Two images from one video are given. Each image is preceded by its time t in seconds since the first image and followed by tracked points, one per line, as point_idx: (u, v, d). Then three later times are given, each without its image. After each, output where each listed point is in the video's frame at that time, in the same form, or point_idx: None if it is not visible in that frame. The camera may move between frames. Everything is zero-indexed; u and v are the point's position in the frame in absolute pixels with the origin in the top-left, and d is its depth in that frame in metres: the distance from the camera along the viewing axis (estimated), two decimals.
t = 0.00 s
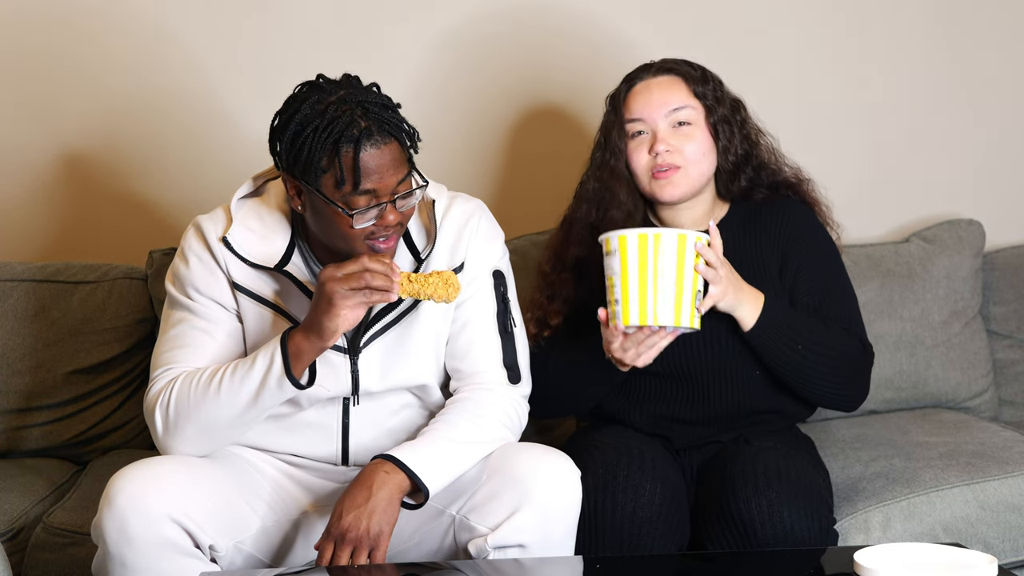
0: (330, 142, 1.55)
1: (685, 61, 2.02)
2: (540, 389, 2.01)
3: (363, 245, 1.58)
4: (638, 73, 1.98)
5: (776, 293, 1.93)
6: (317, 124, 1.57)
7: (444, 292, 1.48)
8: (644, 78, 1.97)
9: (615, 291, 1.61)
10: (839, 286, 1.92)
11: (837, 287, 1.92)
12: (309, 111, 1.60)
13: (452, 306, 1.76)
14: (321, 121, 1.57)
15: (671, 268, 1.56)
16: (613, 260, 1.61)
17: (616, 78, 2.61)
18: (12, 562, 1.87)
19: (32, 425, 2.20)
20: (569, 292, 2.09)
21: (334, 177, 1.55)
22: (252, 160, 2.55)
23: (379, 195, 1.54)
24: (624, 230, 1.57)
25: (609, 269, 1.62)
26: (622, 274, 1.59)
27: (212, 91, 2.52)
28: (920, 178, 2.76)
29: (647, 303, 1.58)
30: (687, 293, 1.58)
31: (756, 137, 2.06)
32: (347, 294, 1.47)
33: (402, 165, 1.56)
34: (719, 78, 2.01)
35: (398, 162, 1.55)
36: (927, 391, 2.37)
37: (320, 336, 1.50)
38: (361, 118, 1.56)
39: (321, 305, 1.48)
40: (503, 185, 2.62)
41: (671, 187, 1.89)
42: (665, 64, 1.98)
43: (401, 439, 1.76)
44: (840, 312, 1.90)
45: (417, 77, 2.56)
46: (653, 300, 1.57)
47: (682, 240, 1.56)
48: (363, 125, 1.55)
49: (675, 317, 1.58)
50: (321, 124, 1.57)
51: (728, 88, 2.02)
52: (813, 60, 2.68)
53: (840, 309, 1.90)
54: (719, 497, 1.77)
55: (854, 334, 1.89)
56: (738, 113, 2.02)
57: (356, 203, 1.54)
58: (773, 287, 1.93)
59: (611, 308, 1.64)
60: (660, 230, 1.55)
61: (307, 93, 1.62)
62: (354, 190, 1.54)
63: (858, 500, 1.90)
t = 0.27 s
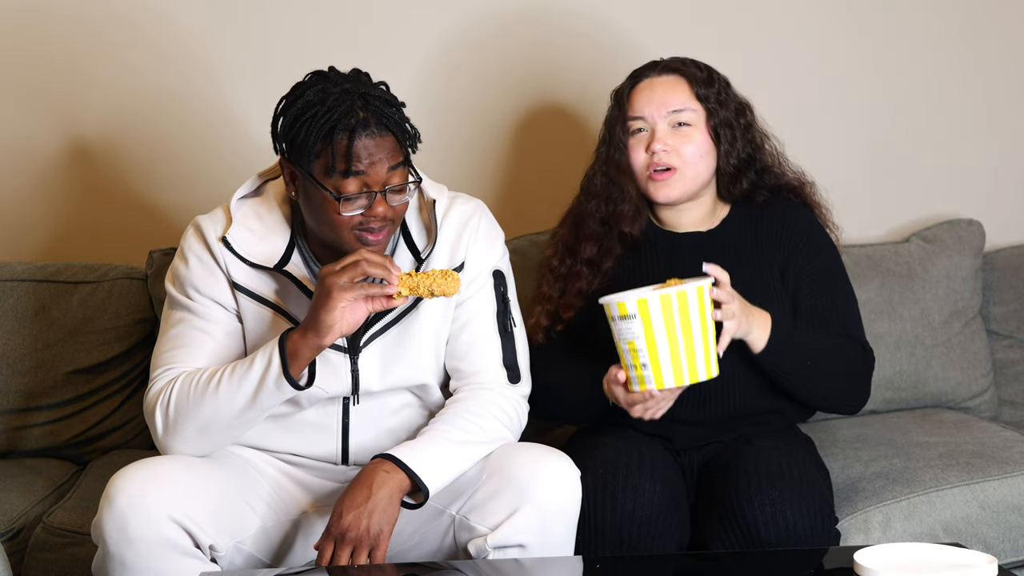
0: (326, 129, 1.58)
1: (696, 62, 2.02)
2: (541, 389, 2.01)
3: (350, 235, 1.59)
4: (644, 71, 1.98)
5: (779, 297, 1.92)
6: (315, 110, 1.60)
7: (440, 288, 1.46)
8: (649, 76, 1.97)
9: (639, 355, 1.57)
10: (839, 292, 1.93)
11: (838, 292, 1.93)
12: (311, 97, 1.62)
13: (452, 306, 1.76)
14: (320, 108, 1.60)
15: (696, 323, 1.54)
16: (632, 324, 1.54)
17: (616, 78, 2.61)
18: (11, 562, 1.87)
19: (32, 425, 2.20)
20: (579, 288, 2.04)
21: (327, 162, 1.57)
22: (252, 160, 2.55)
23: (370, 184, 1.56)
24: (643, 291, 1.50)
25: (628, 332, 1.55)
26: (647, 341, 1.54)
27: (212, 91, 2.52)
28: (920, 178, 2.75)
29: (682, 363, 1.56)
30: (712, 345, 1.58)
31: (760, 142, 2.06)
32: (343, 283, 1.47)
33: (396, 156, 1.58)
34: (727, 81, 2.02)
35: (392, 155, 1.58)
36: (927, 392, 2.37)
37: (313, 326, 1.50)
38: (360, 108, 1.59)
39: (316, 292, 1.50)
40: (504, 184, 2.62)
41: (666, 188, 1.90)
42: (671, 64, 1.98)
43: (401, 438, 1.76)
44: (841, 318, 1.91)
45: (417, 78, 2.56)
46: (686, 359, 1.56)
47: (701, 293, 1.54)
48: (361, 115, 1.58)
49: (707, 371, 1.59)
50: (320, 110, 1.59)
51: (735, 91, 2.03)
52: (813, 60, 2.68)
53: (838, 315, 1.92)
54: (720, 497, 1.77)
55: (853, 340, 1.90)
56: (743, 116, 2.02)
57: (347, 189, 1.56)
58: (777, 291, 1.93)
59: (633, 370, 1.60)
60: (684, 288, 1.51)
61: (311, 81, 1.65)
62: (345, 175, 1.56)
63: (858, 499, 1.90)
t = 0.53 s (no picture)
0: (326, 117, 1.59)
1: (699, 67, 1.99)
2: (541, 389, 2.01)
3: (345, 226, 1.60)
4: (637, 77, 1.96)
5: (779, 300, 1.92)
6: (318, 98, 1.61)
7: (437, 279, 1.44)
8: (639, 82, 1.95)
9: (641, 373, 1.57)
10: (841, 296, 1.92)
11: (839, 296, 1.92)
12: (315, 87, 1.64)
13: (453, 305, 1.77)
14: (323, 97, 1.62)
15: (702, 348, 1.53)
16: (637, 340, 1.54)
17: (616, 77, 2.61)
18: (11, 562, 1.87)
19: (31, 425, 2.20)
20: (583, 289, 2.02)
21: (326, 150, 1.59)
22: (252, 160, 2.55)
23: (369, 174, 1.57)
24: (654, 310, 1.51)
25: (632, 349, 1.56)
26: (651, 359, 1.54)
27: (212, 91, 2.52)
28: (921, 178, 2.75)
29: (681, 387, 1.55)
30: (717, 374, 1.57)
31: (760, 146, 2.06)
32: (340, 279, 1.48)
33: (396, 149, 1.59)
34: (727, 85, 2.00)
35: (393, 145, 1.59)
36: (927, 392, 2.37)
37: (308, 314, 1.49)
38: (362, 99, 1.60)
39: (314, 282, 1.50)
40: (504, 184, 2.61)
41: (652, 199, 1.92)
42: (662, 71, 1.95)
43: (402, 438, 1.76)
44: (842, 325, 1.91)
45: (417, 78, 2.56)
46: (687, 384, 1.55)
47: (712, 319, 1.53)
48: (362, 105, 1.59)
49: (707, 399, 1.57)
50: (322, 99, 1.61)
51: (734, 95, 2.01)
52: (814, 60, 2.68)
53: (839, 320, 1.91)
54: (720, 497, 1.77)
55: (853, 345, 1.90)
56: (743, 121, 2.02)
57: (345, 177, 1.57)
58: (777, 294, 1.93)
59: (633, 386, 1.60)
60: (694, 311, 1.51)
61: (317, 72, 1.67)
62: (343, 164, 1.57)
63: (858, 499, 1.90)
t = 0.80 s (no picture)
0: (327, 110, 1.60)
1: (693, 69, 1.98)
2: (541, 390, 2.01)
3: (346, 220, 1.60)
4: (628, 83, 1.96)
5: (774, 304, 1.92)
6: (319, 92, 1.62)
7: (433, 272, 1.44)
8: (629, 88, 1.95)
9: (637, 391, 1.55)
10: (837, 297, 1.92)
11: (836, 297, 1.92)
12: (317, 82, 1.65)
13: (453, 305, 1.77)
14: (324, 90, 1.63)
15: (696, 363, 1.52)
16: (632, 359, 1.52)
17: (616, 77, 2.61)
18: (11, 562, 1.87)
19: (32, 425, 2.20)
20: (577, 294, 2.02)
21: (327, 143, 1.60)
22: (252, 160, 2.55)
23: (369, 167, 1.58)
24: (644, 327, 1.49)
25: (626, 368, 1.54)
26: (645, 375, 1.52)
27: (212, 90, 2.52)
28: (921, 178, 2.75)
29: (679, 401, 1.53)
30: (713, 387, 1.55)
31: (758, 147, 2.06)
32: (335, 276, 1.48)
33: (396, 143, 1.61)
34: (721, 88, 2.00)
35: (392, 139, 1.60)
36: (927, 391, 2.37)
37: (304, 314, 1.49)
38: (363, 93, 1.61)
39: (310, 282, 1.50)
40: (503, 185, 2.61)
41: (640, 206, 1.92)
42: (650, 78, 1.94)
43: (402, 438, 1.76)
44: (841, 326, 1.90)
45: (417, 78, 2.56)
46: (684, 400, 1.53)
47: (704, 332, 1.51)
48: (363, 99, 1.60)
49: (705, 411, 1.55)
50: (323, 93, 1.62)
51: (729, 98, 2.01)
52: (813, 60, 2.68)
53: (837, 321, 1.90)
54: (720, 497, 1.77)
55: (853, 347, 1.89)
56: (738, 126, 2.02)
57: (345, 170, 1.58)
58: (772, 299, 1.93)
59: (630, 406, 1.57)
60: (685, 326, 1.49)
61: (320, 68, 1.68)
62: (344, 157, 1.58)
63: (858, 499, 1.90)
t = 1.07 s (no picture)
0: (327, 105, 1.61)
1: (685, 65, 1.97)
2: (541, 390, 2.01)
3: (348, 216, 1.60)
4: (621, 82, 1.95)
5: (773, 309, 1.92)
6: (318, 88, 1.63)
7: (427, 263, 1.44)
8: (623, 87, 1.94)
9: (633, 403, 1.49)
10: (838, 304, 1.91)
11: (837, 304, 1.91)
12: (316, 78, 1.66)
13: (453, 305, 1.77)
14: (323, 86, 1.63)
15: (697, 381, 1.45)
16: (631, 370, 1.47)
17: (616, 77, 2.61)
18: (11, 562, 1.87)
19: (32, 425, 2.20)
20: (565, 297, 2.03)
21: (326, 137, 1.60)
22: (252, 160, 2.56)
23: (369, 162, 1.58)
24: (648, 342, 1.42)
25: (626, 378, 1.48)
26: (644, 389, 1.47)
27: (212, 91, 2.52)
28: (921, 178, 2.75)
29: (675, 418, 1.48)
30: (712, 407, 1.49)
31: (753, 149, 2.04)
32: (328, 274, 1.48)
33: (396, 138, 1.61)
34: (716, 86, 1.99)
35: (393, 133, 1.60)
36: (927, 391, 2.37)
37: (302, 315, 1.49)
38: (362, 88, 1.62)
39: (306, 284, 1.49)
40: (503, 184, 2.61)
41: (635, 205, 1.92)
42: (645, 74, 1.93)
43: (401, 437, 1.76)
44: (846, 337, 1.89)
45: (417, 77, 2.56)
46: (680, 417, 1.48)
47: (709, 353, 1.44)
48: (363, 93, 1.61)
49: (700, 431, 1.50)
50: (322, 88, 1.63)
51: (724, 96, 2.00)
52: (813, 59, 2.68)
53: (838, 326, 1.90)
54: (719, 498, 1.77)
55: (853, 352, 1.88)
56: (733, 125, 2.00)
57: (345, 164, 1.58)
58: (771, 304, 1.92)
59: (625, 417, 1.53)
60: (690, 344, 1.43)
61: (319, 67, 1.69)
62: (343, 151, 1.58)
63: (858, 499, 1.90)
